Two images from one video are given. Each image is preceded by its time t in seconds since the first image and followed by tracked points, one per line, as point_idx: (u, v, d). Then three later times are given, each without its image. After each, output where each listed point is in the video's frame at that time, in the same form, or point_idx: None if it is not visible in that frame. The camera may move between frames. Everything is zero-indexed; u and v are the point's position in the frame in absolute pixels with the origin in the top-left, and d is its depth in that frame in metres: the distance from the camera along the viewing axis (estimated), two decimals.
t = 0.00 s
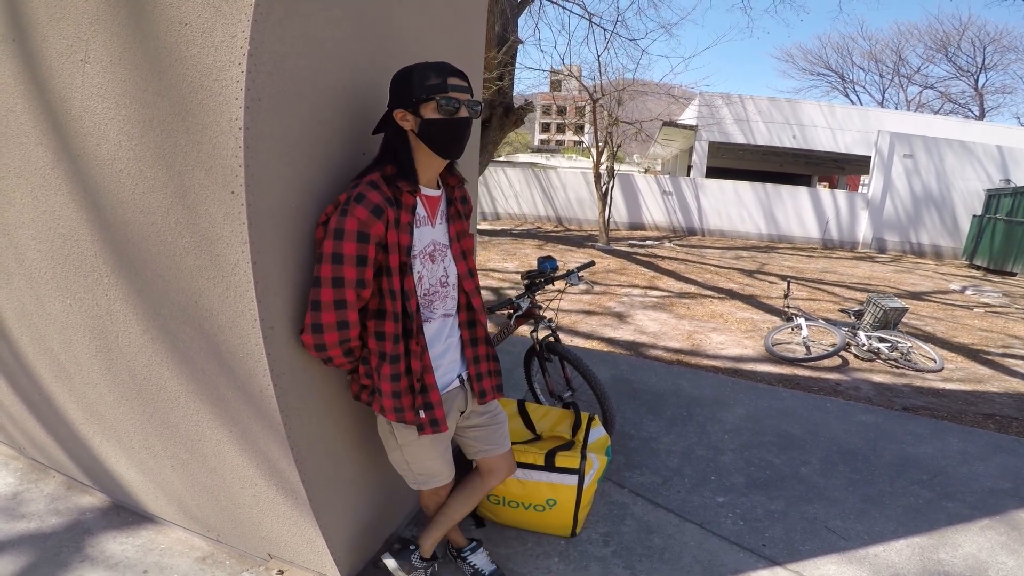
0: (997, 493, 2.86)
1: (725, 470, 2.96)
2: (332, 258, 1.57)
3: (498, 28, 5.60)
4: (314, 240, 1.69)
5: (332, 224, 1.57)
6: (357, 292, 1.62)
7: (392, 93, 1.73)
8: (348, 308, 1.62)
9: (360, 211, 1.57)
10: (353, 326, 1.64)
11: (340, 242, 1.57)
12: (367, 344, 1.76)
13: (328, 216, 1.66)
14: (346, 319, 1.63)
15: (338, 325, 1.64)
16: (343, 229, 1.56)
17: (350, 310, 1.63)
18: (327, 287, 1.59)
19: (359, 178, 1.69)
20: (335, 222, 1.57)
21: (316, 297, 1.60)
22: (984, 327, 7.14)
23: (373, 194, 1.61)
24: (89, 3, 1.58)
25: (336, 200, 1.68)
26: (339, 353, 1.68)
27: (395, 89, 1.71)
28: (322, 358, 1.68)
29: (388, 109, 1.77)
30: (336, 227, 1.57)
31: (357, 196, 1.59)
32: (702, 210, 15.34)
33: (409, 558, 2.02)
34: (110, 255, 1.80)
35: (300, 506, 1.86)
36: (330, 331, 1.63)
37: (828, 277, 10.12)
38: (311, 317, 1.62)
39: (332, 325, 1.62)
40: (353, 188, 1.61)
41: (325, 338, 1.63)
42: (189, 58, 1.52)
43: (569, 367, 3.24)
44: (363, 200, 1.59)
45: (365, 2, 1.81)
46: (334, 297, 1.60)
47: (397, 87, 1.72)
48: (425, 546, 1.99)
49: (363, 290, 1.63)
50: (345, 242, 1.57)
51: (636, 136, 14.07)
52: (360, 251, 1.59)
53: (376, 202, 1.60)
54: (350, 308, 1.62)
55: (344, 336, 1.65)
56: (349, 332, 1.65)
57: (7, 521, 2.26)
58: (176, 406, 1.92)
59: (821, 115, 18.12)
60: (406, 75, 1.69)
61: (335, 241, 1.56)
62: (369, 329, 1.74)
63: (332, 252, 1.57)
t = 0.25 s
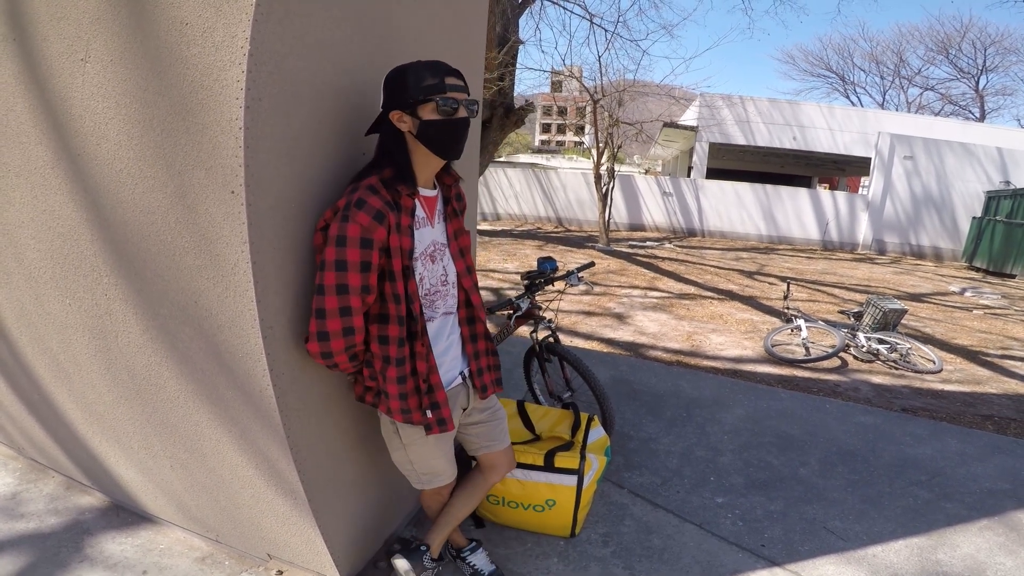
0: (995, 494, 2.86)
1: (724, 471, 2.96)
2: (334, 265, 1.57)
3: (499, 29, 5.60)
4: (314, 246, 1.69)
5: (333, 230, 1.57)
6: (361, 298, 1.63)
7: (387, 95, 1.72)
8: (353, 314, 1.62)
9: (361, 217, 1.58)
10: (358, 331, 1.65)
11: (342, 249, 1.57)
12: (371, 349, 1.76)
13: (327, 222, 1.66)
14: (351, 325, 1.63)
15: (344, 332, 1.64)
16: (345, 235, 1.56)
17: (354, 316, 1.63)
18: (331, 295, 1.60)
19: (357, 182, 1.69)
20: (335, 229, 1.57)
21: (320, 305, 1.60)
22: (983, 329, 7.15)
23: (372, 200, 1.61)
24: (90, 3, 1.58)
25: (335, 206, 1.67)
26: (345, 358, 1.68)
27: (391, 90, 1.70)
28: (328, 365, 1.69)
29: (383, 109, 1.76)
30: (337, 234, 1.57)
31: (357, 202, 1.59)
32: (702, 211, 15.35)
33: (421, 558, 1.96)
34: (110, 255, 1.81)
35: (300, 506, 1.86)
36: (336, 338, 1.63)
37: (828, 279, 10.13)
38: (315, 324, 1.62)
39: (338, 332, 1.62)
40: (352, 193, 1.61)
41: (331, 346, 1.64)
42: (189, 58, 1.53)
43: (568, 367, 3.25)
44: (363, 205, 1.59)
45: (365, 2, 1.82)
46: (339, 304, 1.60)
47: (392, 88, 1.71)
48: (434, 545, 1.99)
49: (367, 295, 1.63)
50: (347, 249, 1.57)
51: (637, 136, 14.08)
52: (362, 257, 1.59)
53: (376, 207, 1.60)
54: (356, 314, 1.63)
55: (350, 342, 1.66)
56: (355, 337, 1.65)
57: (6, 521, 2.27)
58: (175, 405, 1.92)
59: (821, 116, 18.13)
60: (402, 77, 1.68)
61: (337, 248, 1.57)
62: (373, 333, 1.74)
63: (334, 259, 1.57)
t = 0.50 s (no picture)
0: (994, 495, 2.87)
1: (724, 471, 2.96)
2: (332, 267, 1.58)
3: (499, 29, 5.60)
4: (313, 249, 1.70)
5: (330, 232, 1.58)
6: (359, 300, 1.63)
7: (383, 97, 1.72)
8: (352, 315, 1.63)
9: (358, 218, 1.58)
10: (357, 332, 1.65)
11: (339, 250, 1.57)
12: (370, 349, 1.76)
13: (325, 223, 1.66)
14: (349, 327, 1.64)
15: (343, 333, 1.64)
16: (342, 236, 1.57)
17: (352, 318, 1.63)
18: (329, 297, 1.60)
19: (354, 183, 1.69)
20: (332, 230, 1.58)
21: (318, 307, 1.61)
22: (982, 329, 7.16)
23: (369, 200, 1.61)
24: (89, 3, 1.58)
25: (332, 207, 1.68)
26: (344, 360, 1.68)
27: (386, 91, 1.70)
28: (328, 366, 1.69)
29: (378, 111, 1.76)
30: (335, 235, 1.57)
31: (354, 203, 1.59)
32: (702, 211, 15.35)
33: (419, 558, 1.96)
34: (108, 255, 1.81)
35: (299, 507, 1.87)
36: (334, 340, 1.63)
37: (828, 279, 10.13)
38: (314, 326, 1.62)
39: (336, 334, 1.63)
40: (349, 194, 1.62)
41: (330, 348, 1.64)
42: (188, 58, 1.53)
43: (568, 368, 3.25)
44: (359, 206, 1.59)
45: (364, 2, 1.82)
46: (337, 306, 1.61)
47: (388, 90, 1.71)
48: (431, 546, 2.00)
49: (365, 296, 1.64)
50: (344, 250, 1.57)
51: (637, 137, 14.08)
52: (360, 258, 1.60)
53: (373, 208, 1.61)
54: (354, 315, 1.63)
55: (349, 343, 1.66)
56: (354, 339, 1.66)
57: (6, 522, 2.27)
58: (175, 406, 1.92)
59: (821, 117, 18.14)
60: (397, 78, 1.68)
61: (334, 250, 1.57)
62: (372, 334, 1.74)
63: (332, 260, 1.57)
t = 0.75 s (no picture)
0: (995, 492, 2.87)
1: (724, 470, 2.96)
2: (329, 264, 1.58)
3: (497, 29, 5.60)
4: (311, 248, 1.70)
5: (328, 230, 1.58)
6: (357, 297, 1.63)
7: (383, 95, 1.72)
8: (349, 313, 1.62)
9: (356, 215, 1.58)
10: (355, 331, 1.65)
11: (337, 247, 1.57)
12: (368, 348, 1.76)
13: (323, 221, 1.66)
14: (347, 324, 1.63)
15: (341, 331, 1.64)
16: (340, 233, 1.57)
17: (350, 316, 1.63)
18: (327, 294, 1.60)
19: (353, 181, 1.69)
20: (330, 227, 1.58)
21: (316, 304, 1.60)
22: (981, 327, 7.17)
23: (367, 198, 1.61)
24: (86, 4, 1.58)
25: (330, 205, 1.68)
26: (342, 358, 1.68)
27: (386, 90, 1.70)
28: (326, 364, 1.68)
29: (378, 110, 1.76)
30: (332, 232, 1.57)
31: (351, 200, 1.59)
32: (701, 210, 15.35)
33: (406, 559, 2.02)
34: (106, 256, 1.81)
35: (300, 507, 1.86)
36: (332, 337, 1.63)
37: (827, 277, 10.14)
38: (312, 324, 1.62)
39: (334, 332, 1.62)
40: (347, 192, 1.62)
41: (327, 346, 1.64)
42: (186, 58, 1.52)
43: (568, 367, 3.24)
44: (357, 203, 1.59)
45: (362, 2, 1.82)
46: (335, 303, 1.60)
47: (387, 89, 1.70)
48: (421, 549, 2.00)
49: (363, 294, 1.63)
50: (342, 247, 1.57)
51: (636, 136, 14.08)
52: (357, 255, 1.60)
53: (370, 205, 1.61)
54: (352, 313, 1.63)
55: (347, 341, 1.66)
56: (352, 337, 1.65)
57: (6, 524, 2.26)
58: (174, 407, 1.92)
59: (820, 115, 18.15)
60: (397, 77, 1.68)
61: (332, 247, 1.57)
62: (369, 333, 1.74)
63: (329, 257, 1.57)
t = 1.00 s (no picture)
0: (995, 493, 2.87)
1: (723, 470, 2.96)
2: (332, 263, 1.57)
3: (497, 28, 5.60)
4: (316, 245, 1.70)
5: (332, 228, 1.58)
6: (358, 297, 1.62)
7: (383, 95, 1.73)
8: (350, 312, 1.62)
9: (360, 215, 1.58)
10: (355, 330, 1.65)
11: (340, 246, 1.57)
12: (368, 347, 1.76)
13: (328, 219, 1.66)
14: (347, 323, 1.63)
15: (341, 330, 1.64)
16: (343, 232, 1.57)
17: (350, 315, 1.63)
18: (329, 292, 1.59)
19: (358, 179, 1.69)
20: (334, 226, 1.58)
21: (318, 302, 1.60)
22: (981, 327, 7.17)
23: (371, 197, 1.61)
24: (86, 3, 1.58)
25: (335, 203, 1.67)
26: (342, 356, 1.68)
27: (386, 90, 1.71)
28: (325, 362, 1.68)
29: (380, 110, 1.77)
30: (336, 231, 1.57)
31: (356, 199, 1.59)
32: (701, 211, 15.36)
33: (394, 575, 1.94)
34: (105, 255, 1.80)
35: (299, 507, 1.86)
36: (332, 336, 1.63)
37: (826, 277, 10.14)
38: (313, 322, 1.62)
39: (334, 330, 1.62)
40: (352, 191, 1.61)
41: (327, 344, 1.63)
42: (185, 58, 1.52)
43: (567, 367, 3.24)
44: (362, 203, 1.59)
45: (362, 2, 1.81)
46: (336, 302, 1.60)
47: (387, 89, 1.71)
48: (414, 559, 1.96)
49: (364, 293, 1.63)
50: (345, 246, 1.57)
51: (635, 136, 14.08)
52: (360, 255, 1.59)
53: (374, 205, 1.60)
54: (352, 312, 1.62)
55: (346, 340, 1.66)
56: (352, 336, 1.65)
57: (4, 523, 2.26)
58: (173, 406, 1.91)
59: (819, 116, 18.16)
60: (396, 76, 1.69)
61: (335, 246, 1.57)
62: (369, 332, 1.74)
63: (332, 256, 1.57)
